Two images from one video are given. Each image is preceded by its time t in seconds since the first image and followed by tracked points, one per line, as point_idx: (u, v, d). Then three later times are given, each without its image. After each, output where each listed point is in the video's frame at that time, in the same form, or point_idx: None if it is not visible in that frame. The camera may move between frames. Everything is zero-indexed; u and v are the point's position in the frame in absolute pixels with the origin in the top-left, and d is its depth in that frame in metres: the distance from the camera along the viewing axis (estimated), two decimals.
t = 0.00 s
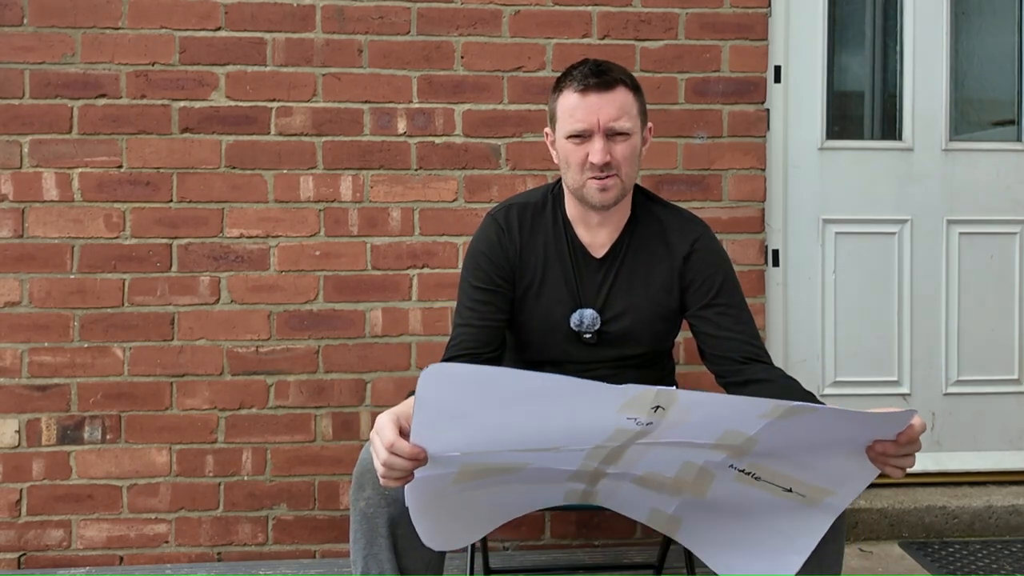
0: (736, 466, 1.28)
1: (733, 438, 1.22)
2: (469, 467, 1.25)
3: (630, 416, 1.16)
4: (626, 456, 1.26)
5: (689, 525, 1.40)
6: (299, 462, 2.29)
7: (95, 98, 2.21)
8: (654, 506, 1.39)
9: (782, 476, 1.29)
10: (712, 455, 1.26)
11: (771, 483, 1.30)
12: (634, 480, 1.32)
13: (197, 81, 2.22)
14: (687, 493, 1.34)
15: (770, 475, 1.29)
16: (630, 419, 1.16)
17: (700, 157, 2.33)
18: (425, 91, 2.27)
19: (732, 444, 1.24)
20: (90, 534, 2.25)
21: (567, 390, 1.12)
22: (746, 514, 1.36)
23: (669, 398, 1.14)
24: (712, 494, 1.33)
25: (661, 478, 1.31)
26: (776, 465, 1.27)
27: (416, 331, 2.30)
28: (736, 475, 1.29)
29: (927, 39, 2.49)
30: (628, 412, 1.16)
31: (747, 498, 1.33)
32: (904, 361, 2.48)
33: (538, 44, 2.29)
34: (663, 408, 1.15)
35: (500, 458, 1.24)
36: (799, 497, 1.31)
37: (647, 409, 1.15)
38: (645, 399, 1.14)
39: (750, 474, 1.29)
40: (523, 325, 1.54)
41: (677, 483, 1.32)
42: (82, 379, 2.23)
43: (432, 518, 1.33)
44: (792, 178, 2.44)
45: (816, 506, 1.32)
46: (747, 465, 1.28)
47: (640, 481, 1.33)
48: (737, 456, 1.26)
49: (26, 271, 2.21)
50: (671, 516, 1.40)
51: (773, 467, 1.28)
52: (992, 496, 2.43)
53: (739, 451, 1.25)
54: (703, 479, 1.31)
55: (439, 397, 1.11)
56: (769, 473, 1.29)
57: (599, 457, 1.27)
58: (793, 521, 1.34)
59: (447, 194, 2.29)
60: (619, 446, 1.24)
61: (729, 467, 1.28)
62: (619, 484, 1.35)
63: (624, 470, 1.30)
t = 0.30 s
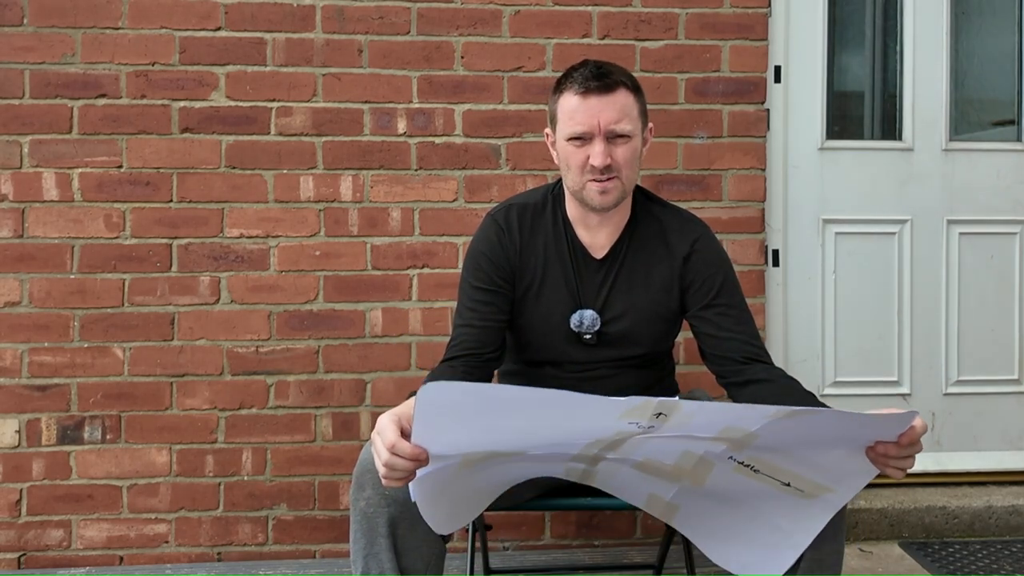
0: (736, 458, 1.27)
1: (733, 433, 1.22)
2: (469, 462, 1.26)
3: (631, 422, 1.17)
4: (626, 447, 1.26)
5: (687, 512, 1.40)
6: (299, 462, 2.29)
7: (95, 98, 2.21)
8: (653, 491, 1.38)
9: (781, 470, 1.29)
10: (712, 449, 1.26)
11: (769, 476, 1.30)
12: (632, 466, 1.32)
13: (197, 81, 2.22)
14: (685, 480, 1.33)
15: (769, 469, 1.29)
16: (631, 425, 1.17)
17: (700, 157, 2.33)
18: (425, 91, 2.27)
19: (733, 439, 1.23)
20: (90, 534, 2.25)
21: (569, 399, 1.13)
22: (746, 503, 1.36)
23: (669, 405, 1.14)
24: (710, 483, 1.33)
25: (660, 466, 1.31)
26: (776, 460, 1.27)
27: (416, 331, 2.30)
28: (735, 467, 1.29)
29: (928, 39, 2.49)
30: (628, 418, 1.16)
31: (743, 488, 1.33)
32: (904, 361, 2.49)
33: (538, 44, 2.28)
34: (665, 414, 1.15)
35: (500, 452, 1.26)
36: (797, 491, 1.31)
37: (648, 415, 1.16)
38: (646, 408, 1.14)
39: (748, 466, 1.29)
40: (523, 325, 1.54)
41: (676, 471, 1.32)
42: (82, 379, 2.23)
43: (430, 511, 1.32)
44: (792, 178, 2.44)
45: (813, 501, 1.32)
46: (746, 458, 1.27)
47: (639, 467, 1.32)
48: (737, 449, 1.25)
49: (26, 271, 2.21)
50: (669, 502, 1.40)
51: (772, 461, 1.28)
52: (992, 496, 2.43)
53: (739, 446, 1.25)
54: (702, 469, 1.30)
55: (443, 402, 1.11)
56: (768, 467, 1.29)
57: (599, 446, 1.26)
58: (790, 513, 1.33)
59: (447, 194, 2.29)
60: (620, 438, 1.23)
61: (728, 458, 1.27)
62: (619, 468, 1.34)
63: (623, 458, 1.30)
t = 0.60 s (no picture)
0: (735, 432, 1.29)
1: (736, 401, 1.22)
2: (478, 427, 1.24)
3: (641, 383, 1.16)
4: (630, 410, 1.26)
5: (680, 477, 1.41)
6: (300, 462, 2.29)
7: (95, 98, 2.21)
8: (650, 453, 1.39)
9: (778, 450, 1.30)
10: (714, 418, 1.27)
11: (766, 456, 1.31)
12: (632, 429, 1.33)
13: (197, 81, 2.22)
14: (685, 446, 1.34)
15: (766, 448, 1.30)
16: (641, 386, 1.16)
17: (700, 157, 2.33)
18: (425, 91, 2.27)
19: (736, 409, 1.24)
20: (90, 534, 2.25)
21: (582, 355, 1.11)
22: (742, 476, 1.36)
23: (680, 363, 1.13)
24: (708, 452, 1.34)
25: (661, 431, 1.32)
26: (774, 440, 1.28)
27: (416, 331, 2.30)
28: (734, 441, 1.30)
29: (927, 39, 2.49)
30: (638, 379, 1.16)
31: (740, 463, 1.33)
32: (904, 360, 2.49)
33: (538, 44, 2.29)
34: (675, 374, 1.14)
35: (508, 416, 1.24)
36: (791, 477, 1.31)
37: (657, 375, 1.15)
38: (655, 365, 1.13)
39: (746, 441, 1.30)
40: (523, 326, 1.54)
41: (676, 436, 1.32)
42: (82, 379, 2.23)
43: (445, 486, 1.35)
44: (791, 177, 2.44)
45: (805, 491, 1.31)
46: (745, 433, 1.28)
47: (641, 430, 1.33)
48: (737, 422, 1.27)
49: (26, 271, 2.21)
50: (664, 463, 1.40)
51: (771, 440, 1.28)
52: (992, 496, 2.43)
53: (741, 417, 1.26)
54: (701, 437, 1.31)
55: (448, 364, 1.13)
56: (766, 446, 1.29)
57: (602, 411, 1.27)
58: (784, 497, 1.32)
59: (447, 194, 2.29)
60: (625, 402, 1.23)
61: (728, 431, 1.29)
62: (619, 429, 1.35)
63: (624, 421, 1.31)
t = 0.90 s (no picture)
0: (743, 427, 1.32)
1: (746, 387, 1.26)
2: (490, 412, 1.27)
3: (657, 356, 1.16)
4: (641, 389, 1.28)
5: (682, 475, 1.40)
6: (300, 462, 2.29)
7: (95, 98, 2.21)
8: (654, 444, 1.40)
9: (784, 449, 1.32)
10: (722, 406, 1.30)
11: (771, 451, 1.32)
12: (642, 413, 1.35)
13: (197, 81, 2.22)
14: (690, 436, 1.36)
15: (772, 445, 1.32)
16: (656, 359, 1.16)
17: (700, 157, 2.33)
18: (425, 91, 2.27)
19: (744, 399, 1.28)
20: (90, 534, 2.25)
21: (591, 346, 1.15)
22: (746, 469, 1.36)
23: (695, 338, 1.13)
24: (712, 445, 1.36)
25: (669, 416, 1.34)
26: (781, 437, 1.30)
27: (416, 331, 2.30)
28: (741, 436, 1.33)
29: (927, 39, 2.49)
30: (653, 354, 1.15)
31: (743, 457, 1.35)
32: (904, 361, 2.49)
33: (538, 44, 2.28)
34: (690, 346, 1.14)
35: (519, 401, 1.28)
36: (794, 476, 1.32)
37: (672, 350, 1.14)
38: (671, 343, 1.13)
39: (753, 439, 1.32)
40: (524, 325, 1.54)
41: (683, 424, 1.34)
42: (82, 379, 2.23)
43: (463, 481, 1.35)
44: (792, 177, 2.44)
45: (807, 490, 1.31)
46: (752, 428, 1.31)
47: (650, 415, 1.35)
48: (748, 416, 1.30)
49: (26, 271, 2.21)
50: (668, 459, 1.40)
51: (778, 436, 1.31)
52: (992, 496, 2.43)
53: (752, 410, 1.29)
54: (708, 424, 1.33)
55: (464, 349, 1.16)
56: (772, 443, 1.32)
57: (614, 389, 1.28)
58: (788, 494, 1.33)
59: (447, 194, 2.29)
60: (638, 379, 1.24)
61: (735, 427, 1.32)
62: (629, 412, 1.36)
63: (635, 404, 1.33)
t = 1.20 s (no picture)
0: (741, 410, 1.28)
1: (729, 376, 1.22)
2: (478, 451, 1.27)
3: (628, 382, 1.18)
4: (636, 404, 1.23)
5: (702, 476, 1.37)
6: (300, 462, 2.29)
7: (95, 98, 2.21)
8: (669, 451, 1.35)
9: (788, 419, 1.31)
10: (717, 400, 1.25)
11: (775, 425, 1.31)
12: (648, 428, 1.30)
13: (197, 81, 2.22)
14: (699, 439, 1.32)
15: (774, 418, 1.30)
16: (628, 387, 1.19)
17: (700, 157, 2.33)
18: (425, 91, 2.27)
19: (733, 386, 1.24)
20: (90, 534, 2.25)
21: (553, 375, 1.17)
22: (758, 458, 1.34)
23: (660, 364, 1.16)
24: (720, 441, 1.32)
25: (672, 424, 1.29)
26: (781, 409, 1.29)
27: (416, 331, 2.30)
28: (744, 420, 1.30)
29: (927, 39, 2.49)
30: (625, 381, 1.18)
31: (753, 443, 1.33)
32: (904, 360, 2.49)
33: (538, 44, 2.29)
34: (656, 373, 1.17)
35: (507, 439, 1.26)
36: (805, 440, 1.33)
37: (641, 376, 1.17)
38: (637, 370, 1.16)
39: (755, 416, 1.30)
40: (519, 316, 1.53)
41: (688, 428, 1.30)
42: (82, 379, 2.23)
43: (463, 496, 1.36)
44: (792, 177, 2.44)
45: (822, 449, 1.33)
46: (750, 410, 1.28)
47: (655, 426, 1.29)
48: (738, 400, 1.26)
49: (26, 271, 2.21)
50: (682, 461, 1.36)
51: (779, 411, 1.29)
52: (992, 496, 2.43)
53: (740, 395, 1.25)
54: (711, 426, 1.30)
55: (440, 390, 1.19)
56: (773, 416, 1.30)
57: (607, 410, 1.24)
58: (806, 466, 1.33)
59: (447, 194, 2.29)
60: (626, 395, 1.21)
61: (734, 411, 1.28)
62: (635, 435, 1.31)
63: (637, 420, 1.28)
